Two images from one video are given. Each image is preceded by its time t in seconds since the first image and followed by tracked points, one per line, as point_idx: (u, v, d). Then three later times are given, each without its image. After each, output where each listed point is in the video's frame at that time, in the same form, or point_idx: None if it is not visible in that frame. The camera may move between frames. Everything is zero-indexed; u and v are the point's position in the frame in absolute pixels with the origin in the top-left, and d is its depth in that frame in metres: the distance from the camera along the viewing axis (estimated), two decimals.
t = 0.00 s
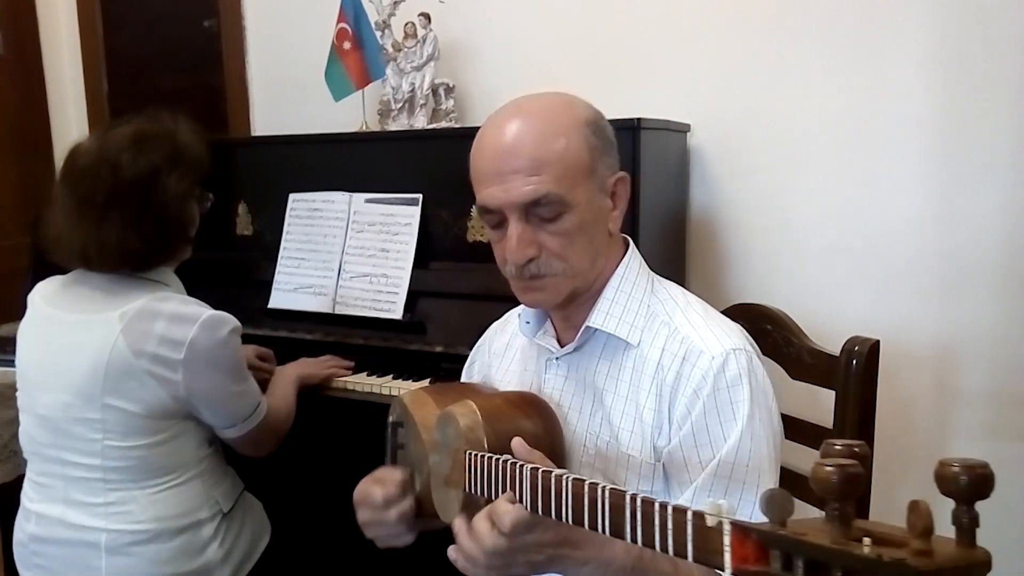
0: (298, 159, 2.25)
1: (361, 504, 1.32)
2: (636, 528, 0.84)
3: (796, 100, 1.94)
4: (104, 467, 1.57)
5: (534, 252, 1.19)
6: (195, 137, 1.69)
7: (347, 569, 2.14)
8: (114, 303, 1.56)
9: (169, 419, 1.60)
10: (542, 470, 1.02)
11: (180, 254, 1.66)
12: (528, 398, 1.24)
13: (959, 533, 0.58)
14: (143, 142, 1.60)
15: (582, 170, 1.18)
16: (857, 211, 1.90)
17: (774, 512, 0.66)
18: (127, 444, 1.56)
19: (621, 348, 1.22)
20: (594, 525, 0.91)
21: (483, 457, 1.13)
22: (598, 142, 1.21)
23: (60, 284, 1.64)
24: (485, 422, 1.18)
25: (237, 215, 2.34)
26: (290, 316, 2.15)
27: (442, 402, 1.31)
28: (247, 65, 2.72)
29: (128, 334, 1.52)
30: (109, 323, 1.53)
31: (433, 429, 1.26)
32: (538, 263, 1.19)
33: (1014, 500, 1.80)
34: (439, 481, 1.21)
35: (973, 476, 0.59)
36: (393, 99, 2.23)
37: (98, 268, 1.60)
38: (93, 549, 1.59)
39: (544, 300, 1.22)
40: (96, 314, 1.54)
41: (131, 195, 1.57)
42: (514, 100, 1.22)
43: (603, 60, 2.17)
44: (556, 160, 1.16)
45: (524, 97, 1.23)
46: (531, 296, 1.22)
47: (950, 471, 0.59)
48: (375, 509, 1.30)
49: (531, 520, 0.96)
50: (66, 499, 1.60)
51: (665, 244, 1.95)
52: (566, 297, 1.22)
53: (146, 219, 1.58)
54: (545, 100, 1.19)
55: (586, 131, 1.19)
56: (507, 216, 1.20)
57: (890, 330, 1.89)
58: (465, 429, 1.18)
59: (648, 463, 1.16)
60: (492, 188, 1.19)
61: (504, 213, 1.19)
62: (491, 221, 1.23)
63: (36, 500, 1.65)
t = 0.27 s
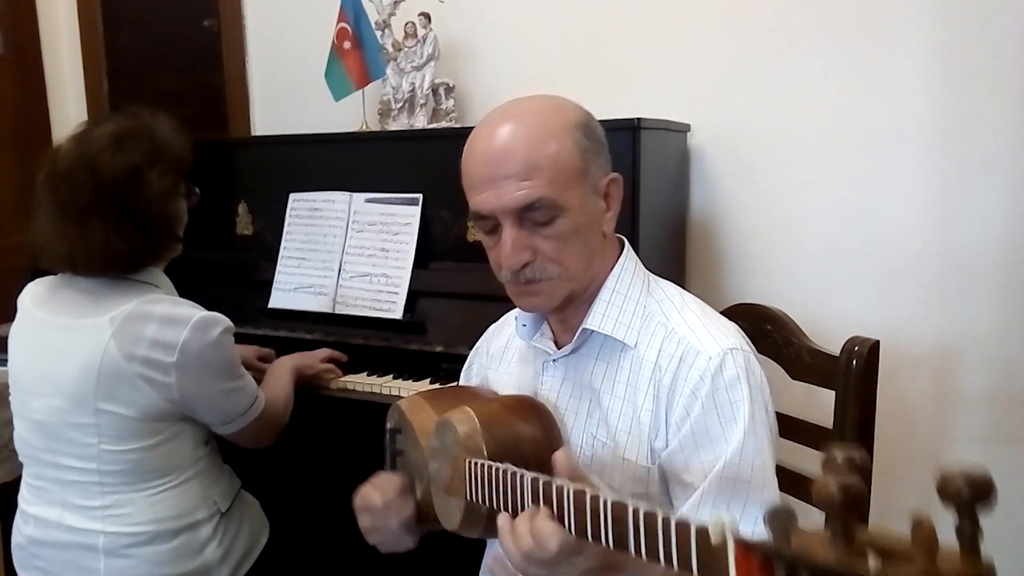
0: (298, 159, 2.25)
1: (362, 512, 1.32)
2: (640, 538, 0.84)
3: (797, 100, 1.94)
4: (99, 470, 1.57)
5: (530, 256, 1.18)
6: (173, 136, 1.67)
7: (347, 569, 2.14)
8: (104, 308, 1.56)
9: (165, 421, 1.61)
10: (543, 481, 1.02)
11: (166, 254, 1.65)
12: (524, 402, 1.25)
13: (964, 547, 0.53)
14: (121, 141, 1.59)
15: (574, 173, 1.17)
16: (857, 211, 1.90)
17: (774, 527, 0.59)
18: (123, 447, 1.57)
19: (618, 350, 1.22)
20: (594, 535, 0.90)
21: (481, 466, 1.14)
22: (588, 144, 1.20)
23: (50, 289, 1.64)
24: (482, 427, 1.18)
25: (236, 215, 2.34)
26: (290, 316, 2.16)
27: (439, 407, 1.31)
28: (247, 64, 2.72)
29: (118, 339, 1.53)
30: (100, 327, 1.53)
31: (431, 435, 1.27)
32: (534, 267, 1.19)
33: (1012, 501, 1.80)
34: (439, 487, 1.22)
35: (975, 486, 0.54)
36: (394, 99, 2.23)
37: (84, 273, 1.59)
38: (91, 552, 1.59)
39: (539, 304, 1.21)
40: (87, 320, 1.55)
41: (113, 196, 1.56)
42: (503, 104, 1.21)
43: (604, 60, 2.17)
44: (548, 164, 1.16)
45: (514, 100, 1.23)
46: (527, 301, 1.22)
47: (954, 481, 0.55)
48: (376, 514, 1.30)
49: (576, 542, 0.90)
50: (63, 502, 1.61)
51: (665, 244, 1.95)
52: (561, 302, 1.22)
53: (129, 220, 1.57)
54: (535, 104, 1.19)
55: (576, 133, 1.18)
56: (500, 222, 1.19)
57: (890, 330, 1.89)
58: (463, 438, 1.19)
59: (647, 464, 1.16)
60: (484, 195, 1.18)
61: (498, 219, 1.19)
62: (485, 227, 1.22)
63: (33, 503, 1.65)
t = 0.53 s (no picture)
0: (299, 159, 2.25)
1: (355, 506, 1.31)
2: (633, 534, 0.86)
3: (798, 101, 1.94)
4: (98, 470, 1.57)
5: (530, 259, 1.18)
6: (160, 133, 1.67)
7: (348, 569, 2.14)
8: (98, 307, 1.56)
9: (163, 419, 1.61)
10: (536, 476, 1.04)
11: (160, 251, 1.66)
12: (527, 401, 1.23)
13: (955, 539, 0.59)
14: (109, 140, 1.59)
15: (572, 174, 1.18)
16: (858, 212, 1.90)
17: (771, 519, 0.65)
18: (121, 446, 1.57)
19: (618, 352, 1.22)
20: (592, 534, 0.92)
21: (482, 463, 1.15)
22: (585, 145, 1.20)
23: (45, 291, 1.64)
24: (482, 424, 1.19)
25: (237, 215, 2.35)
26: (291, 316, 2.16)
27: (438, 405, 1.32)
28: (248, 65, 2.73)
29: (113, 337, 1.52)
30: (95, 328, 1.53)
31: (431, 433, 1.28)
32: (534, 270, 1.19)
33: (1013, 502, 1.80)
34: (437, 485, 1.23)
35: (970, 482, 0.59)
36: (395, 100, 2.24)
37: (76, 275, 1.60)
38: (91, 552, 1.59)
39: (540, 308, 1.21)
40: (82, 320, 1.55)
41: (102, 195, 1.56)
42: (498, 108, 1.22)
43: (605, 61, 2.17)
44: (547, 166, 1.16)
45: (510, 103, 1.23)
46: (527, 304, 1.22)
47: (947, 477, 0.60)
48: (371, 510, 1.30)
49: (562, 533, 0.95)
50: (63, 503, 1.61)
51: (666, 244, 1.95)
52: (561, 305, 1.22)
53: (119, 219, 1.57)
54: (531, 105, 1.19)
55: (571, 135, 1.18)
56: (500, 226, 1.19)
57: (891, 331, 1.89)
58: (463, 435, 1.20)
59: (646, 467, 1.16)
60: (483, 199, 1.19)
61: (497, 223, 1.19)
62: (483, 231, 1.22)
63: (33, 504, 1.66)
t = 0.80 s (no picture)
0: (298, 158, 2.25)
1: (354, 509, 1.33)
2: (619, 544, 0.84)
3: (797, 101, 1.94)
4: (96, 464, 1.57)
5: (526, 256, 1.19)
6: (171, 135, 1.71)
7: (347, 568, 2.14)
8: (98, 300, 1.57)
9: (163, 413, 1.61)
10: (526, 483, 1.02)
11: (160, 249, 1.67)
12: (521, 405, 1.25)
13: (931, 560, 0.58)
14: (123, 138, 1.62)
15: (568, 171, 1.18)
16: (858, 212, 1.90)
17: (747, 535, 0.63)
18: (119, 440, 1.57)
19: (614, 352, 1.22)
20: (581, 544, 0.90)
21: (472, 469, 1.14)
22: (580, 142, 1.20)
23: (44, 291, 1.64)
24: (475, 430, 1.18)
25: (236, 214, 2.35)
26: (291, 316, 2.16)
27: (434, 407, 1.31)
28: (248, 65, 2.73)
29: (111, 331, 1.53)
30: (92, 322, 1.53)
31: (426, 436, 1.27)
32: (530, 267, 1.19)
33: (1012, 502, 1.80)
34: (432, 488, 1.22)
35: (950, 501, 0.58)
36: (394, 99, 2.23)
37: (85, 265, 1.60)
38: (90, 548, 1.59)
39: (537, 305, 1.21)
40: (81, 314, 1.55)
41: (117, 185, 1.59)
42: (495, 105, 1.22)
43: (604, 61, 2.17)
44: (542, 163, 1.16)
45: (506, 101, 1.23)
46: (523, 301, 1.22)
47: (925, 496, 0.59)
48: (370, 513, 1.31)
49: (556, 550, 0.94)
50: (62, 499, 1.61)
51: (665, 243, 1.95)
52: (558, 303, 1.22)
53: (132, 209, 1.59)
54: (525, 103, 1.20)
55: (567, 132, 1.18)
56: (496, 222, 1.19)
57: (890, 330, 1.89)
58: (456, 440, 1.19)
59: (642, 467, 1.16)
60: (478, 196, 1.19)
61: (493, 219, 1.19)
62: (480, 227, 1.23)
63: (31, 502, 1.65)
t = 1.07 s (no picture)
0: (296, 158, 2.25)
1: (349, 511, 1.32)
2: (612, 556, 0.83)
3: (794, 100, 1.94)
4: (95, 460, 1.57)
5: (520, 262, 1.18)
6: (183, 142, 1.72)
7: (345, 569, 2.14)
8: (105, 296, 1.57)
9: (163, 412, 1.61)
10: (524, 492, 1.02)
11: (167, 253, 1.67)
12: (513, 408, 1.25)
13: None
14: (131, 142, 1.63)
15: (559, 175, 1.17)
16: (855, 212, 1.90)
17: (742, 557, 0.63)
18: (118, 437, 1.57)
19: (610, 352, 1.22)
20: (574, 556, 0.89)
21: (467, 477, 1.14)
22: (571, 145, 1.20)
23: (48, 287, 1.65)
24: (472, 436, 1.18)
25: (234, 215, 2.35)
26: (289, 316, 2.16)
27: (430, 410, 1.32)
28: (246, 65, 2.73)
29: (118, 327, 1.53)
30: (99, 317, 1.54)
31: (422, 441, 1.27)
32: (525, 272, 1.19)
33: (1010, 501, 1.80)
34: (429, 494, 1.22)
35: (936, 523, 0.59)
36: (392, 100, 2.23)
37: (89, 267, 1.61)
38: (86, 546, 1.59)
39: (533, 309, 1.21)
40: (88, 308, 1.56)
41: (123, 189, 1.60)
42: (484, 110, 1.22)
43: (602, 60, 2.17)
44: (533, 168, 1.16)
45: (493, 107, 1.23)
46: (519, 306, 1.21)
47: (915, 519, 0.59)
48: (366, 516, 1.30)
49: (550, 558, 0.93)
50: (59, 496, 1.61)
51: (663, 244, 1.95)
52: (554, 307, 1.22)
53: (136, 213, 1.60)
54: (515, 108, 1.20)
55: (558, 135, 1.18)
56: (488, 229, 1.19)
57: (887, 330, 1.90)
58: (452, 446, 1.19)
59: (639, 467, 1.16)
60: (471, 203, 1.18)
61: (486, 226, 1.19)
62: (473, 234, 1.22)
63: (27, 500, 1.65)
